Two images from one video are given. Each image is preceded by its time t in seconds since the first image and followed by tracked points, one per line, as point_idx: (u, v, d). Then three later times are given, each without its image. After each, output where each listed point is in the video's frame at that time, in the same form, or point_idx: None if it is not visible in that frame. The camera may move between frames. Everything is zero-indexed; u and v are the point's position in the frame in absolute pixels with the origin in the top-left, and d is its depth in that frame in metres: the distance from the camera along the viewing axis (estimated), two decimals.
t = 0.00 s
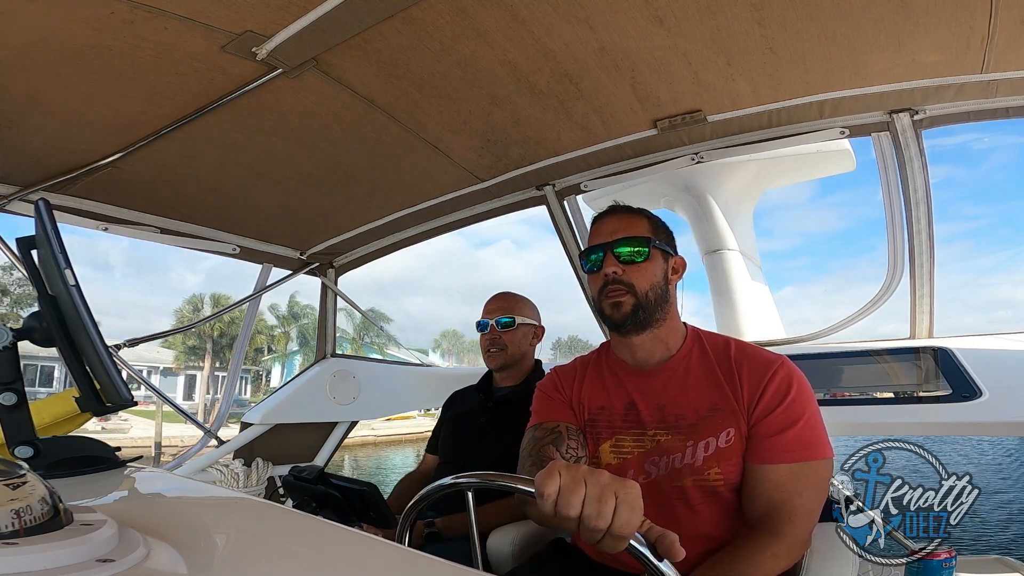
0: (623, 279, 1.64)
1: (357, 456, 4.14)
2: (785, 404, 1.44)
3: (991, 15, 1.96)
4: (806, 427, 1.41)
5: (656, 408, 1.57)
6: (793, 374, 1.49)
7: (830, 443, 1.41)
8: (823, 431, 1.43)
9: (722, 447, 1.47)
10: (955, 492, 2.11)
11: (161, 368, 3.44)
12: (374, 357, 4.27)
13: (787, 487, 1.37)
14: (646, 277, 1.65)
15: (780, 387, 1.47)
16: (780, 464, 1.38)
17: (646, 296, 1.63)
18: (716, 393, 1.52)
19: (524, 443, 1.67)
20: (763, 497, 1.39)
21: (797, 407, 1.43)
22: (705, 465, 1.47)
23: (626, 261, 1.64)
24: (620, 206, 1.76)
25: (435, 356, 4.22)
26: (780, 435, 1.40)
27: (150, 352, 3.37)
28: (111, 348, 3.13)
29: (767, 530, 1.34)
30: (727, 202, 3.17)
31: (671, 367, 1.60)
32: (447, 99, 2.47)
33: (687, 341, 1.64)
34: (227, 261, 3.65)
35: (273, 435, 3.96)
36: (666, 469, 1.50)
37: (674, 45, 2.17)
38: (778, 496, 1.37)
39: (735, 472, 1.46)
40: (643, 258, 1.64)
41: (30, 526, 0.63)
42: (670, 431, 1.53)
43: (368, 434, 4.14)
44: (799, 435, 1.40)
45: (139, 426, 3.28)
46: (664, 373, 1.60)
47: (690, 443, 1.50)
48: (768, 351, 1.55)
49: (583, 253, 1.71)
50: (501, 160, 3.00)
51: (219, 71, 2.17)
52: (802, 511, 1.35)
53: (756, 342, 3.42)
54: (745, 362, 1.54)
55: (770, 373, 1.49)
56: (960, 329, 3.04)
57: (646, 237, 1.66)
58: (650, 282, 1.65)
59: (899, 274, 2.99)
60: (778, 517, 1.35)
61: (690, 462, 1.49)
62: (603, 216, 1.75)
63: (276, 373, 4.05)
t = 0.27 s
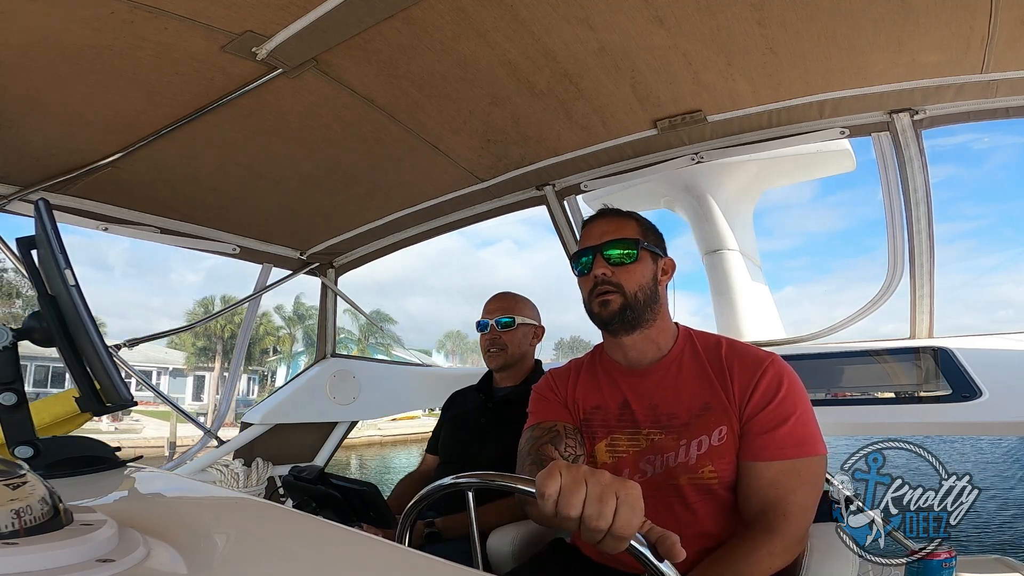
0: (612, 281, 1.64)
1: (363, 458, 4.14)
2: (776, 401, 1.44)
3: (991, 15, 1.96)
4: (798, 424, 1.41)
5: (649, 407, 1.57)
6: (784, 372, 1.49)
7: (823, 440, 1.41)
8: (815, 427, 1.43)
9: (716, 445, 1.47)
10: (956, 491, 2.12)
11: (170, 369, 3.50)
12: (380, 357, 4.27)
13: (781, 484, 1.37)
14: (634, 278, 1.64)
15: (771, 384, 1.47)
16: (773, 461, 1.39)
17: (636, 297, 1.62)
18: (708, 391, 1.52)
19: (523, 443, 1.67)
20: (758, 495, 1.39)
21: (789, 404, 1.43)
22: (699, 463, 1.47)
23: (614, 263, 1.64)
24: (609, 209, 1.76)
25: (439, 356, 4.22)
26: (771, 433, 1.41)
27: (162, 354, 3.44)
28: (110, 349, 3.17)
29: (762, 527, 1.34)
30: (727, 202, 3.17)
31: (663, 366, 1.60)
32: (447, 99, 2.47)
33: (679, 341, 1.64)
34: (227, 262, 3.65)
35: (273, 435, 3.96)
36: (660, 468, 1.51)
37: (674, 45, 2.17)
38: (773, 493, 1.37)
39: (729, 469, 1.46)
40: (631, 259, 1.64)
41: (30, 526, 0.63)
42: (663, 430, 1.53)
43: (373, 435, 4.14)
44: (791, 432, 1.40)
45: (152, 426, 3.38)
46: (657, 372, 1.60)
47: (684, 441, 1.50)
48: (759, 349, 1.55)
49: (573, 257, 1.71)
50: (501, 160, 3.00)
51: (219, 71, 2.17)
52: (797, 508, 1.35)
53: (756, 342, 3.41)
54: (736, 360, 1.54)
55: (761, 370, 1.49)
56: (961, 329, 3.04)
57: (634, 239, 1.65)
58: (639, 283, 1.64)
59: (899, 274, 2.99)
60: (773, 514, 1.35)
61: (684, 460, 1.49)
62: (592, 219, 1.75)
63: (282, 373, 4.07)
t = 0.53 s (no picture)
0: (605, 281, 1.65)
1: (369, 456, 4.10)
2: (769, 399, 1.44)
3: (991, 15, 1.96)
4: (791, 421, 1.42)
5: (644, 407, 1.57)
6: (776, 369, 1.49)
7: (817, 437, 1.41)
8: (809, 424, 1.43)
9: (710, 444, 1.47)
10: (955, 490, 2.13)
11: (180, 370, 3.56)
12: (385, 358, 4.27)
13: (776, 483, 1.37)
14: (628, 279, 1.65)
15: (763, 382, 1.47)
16: (768, 460, 1.38)
17: (629, 297, 1.63)
18: (702, 390, 1.52)
19: (520, 445, 1.67)
20: (754, 494, 1.39)
21: (782, 401, 1.44)
22: (694, 463, 1.47)
23: (607, 263, 1.65)
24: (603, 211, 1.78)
25: (442, 356, 4.21)
26: (765, 431, 1.41)
27: (171, 355, 3.49)
28: (111, 348, 3.15)
29: (758, 525, 1.34)
30: (727, 202, 3.17)
31: (657, 366, 1.60)
32: (447, 99, 2.47)
33: (672, 341, 1.64)
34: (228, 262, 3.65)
35: (273, 435, 3.96)
36: (656, 469, 1.51)
37: (674, 45, 2.17)
38: (769, 492, 1.37)
39: (724, 468, 1.46)
40: (624, 259, 1.65)
41: (30, 526, 0.63)
42: (657, 431, 1.53)
43: (379, 434, 4.11)
44: (785, 430, 1.40)
45: (164, 426, 3.45)
46: (651, 373, 1.60)
47: (678, 442, 1.50)
48: (752, 348, 1.55)
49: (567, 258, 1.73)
50: (501, 160, 3.00)
51: (219, 71, 2.17)
52: (793, 506, 1.35)
53: (756, 342, 3.41)
54: (729, 359, 1.54)
55: (754, 369, 1.49)
56: (961, 329, 3.04)
57: (628, 240, 1.67)
58: (632, 283, 1.65)
59: (899, 275, 2.99)
60: (770, 512, 1.34)
61: (679, 460, 1.49)
62: (586, 221, 1.77)
63: (288, 374, 4.11)
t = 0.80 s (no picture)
0: (622, 282, 1.62)
1: (375, 456, 4.09)
2: (768, 401, 1.44)
3: (991, 15, 1.96)
4: (790, 423, 1.42)
5: (643, 408, 1.57)
6: (775, 370, 1.49)
7: (816, 438, 1.42)
8: (808, 425, 1.43)
9: (709, 445, 1.47)
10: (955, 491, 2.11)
11: (189, 370, 3.61)
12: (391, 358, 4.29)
13: (775, 484, 1.37)
14: (642, 281, 1.64)
15: (763, 383, 1.47)
16: (767, 461, 1.39)
17: (644, 300, 1.62)
18: (701, 392, 1.52)
19: (518, 446, 1.67)
20: (753, 495, 1.39)
21: (781, 402, 1.44)
22: (693, 464, 1.47)
23: (624, 264, 1.63)
24: (612, 209, 1.74)
25: (445, 356, 4.21)
26: (764, 432, 1.41)
27: (181, 356, 3.54)
28: (112, 349, 3.15)
29: (757, 526, 1.34)
30: (728, 202, 3.17)
31: (656, 367, 1.60)
32: (447, 99, 2.47)
33: (672, 342, 1.64)
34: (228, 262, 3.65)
35: (273, 435, 3.96)
36: (655, 470, 1.51)
37: (675, 45, 2.17)
38: (768, 493, 1.37)
39: (723, 469, 1.46)
40: (641, 261, 1.64)
41: (30, 526, 0.63)
42: (656, 432, 1.53)
43: (386, 434, 4.10)
44: (784, 431, 1.40)
45: (176, 427, 3.51)
46: (650, 374, 1.60)
47: (677, 443, 1.50)
48: (751, 349, 1.55)
49: (579, 253, 1.67)
50: (501, 160, 3.00)
51: (219, 71, 2.17)
52: (792, 508, 1.35)
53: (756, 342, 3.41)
54: (728, 360, 1.54)
55: (753, 370, 1.49)
56: (961, 328, 3.04)
57: (644, 241, 1.65)
58: (646, 285, 1.64)
59: (899, 275, 2.99)
60: (769, 513, 1.35)
61: (678, 462, 1.49)
62: (598, 217, 1.72)
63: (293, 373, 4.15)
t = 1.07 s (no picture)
0: (635, 283, 1.62)
1: (379, 456, 4.07)
2: (776, 406, 1.44)
3: (991, 15, 1.96)
4: (798, 428, 1.42)
5: (648, 410, 1.57)
6: (785, 375, 1.49)
7: (822, 444, 1.42)
8: (815, 431, 1.44)
9: (715, 448, 1.47)
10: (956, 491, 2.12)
11: (198, 371, 3.65)
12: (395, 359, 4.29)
13: (780, 489, 1.38)
14: (654, 282, 1.64)
15: (771, 388, 1.47)
16: (773, 466, 1.39)
17: (655, 301, 1.62)
18: (708, 395, 1.52)
19: (520, 445, 1.67)
20: (756, 498, 1.39)
21: (790, 407, 1.44)
22: (698, 467, 1.47)
23: (637, 264, 1.63)
24: (627, 206, 1.73)
25: (449, 356, 4.19)
26: (772, 437, 1.41)
27: (190, 356, 3.60)
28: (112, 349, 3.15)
29: (760, 530, 1.35)
30: (727, 202, 3.17)
31: (663, 369, 1.60)
32: (447, 99, 2.47)
33: (681, 344, 1.64)
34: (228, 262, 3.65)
35: (273, 436, 3.96)
36: (659, 472, 1.51)
37: (675, 45, 2.17)
38: (772, 498, 1.37)
39: (728, 473, 1.46)
40: (654, 262, 1.64)
41: (30, 526, 0.63)
42: (661, 434, 1.53)
43: (393, 433, 4.08)
44: (791, 436, 1.41)
45: (187, 426, 3.58)
46: (656, 375, 1.60)
47: (683, 445, 1.50)
48: (760, 353, 1.55)
49: (593, 251, 1.66)
50: (501, 160, 3.00)
51: (219, 71, 2.17)
52: (796, 513, 1.35)
53: (756, 342, 3.42)
54: (737, 363, 1.54)
55: (762, 374, 1.49)
56: (961, 328, 3.04)
57: (658, 242, 1.65)
58: (658, 287, 1.64)
59: (898, 275, 2.99)
60: (773, 518, 1.35)
61: (683, 464, 1.49)
62: (614, 213, 1.70)
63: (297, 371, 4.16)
